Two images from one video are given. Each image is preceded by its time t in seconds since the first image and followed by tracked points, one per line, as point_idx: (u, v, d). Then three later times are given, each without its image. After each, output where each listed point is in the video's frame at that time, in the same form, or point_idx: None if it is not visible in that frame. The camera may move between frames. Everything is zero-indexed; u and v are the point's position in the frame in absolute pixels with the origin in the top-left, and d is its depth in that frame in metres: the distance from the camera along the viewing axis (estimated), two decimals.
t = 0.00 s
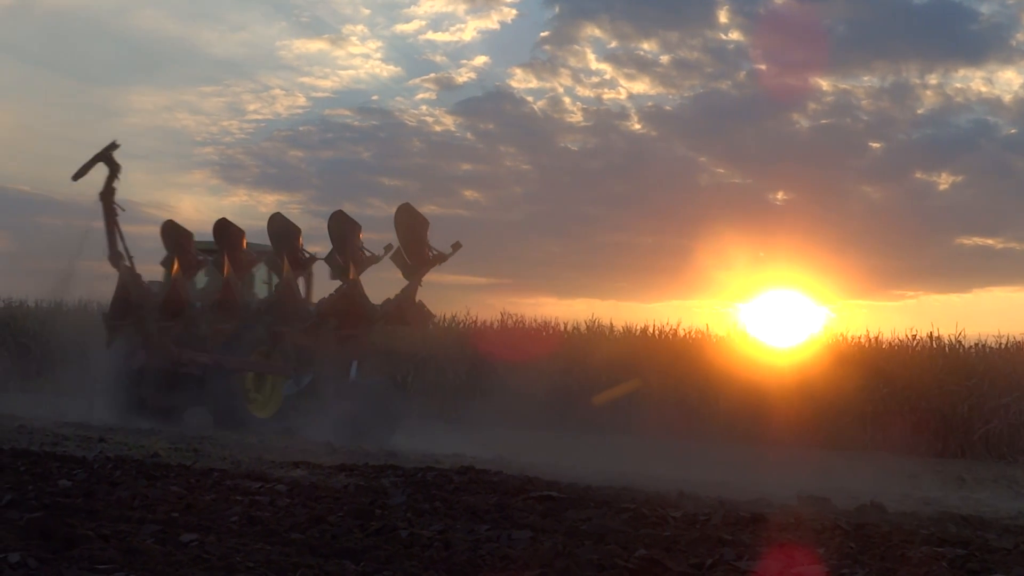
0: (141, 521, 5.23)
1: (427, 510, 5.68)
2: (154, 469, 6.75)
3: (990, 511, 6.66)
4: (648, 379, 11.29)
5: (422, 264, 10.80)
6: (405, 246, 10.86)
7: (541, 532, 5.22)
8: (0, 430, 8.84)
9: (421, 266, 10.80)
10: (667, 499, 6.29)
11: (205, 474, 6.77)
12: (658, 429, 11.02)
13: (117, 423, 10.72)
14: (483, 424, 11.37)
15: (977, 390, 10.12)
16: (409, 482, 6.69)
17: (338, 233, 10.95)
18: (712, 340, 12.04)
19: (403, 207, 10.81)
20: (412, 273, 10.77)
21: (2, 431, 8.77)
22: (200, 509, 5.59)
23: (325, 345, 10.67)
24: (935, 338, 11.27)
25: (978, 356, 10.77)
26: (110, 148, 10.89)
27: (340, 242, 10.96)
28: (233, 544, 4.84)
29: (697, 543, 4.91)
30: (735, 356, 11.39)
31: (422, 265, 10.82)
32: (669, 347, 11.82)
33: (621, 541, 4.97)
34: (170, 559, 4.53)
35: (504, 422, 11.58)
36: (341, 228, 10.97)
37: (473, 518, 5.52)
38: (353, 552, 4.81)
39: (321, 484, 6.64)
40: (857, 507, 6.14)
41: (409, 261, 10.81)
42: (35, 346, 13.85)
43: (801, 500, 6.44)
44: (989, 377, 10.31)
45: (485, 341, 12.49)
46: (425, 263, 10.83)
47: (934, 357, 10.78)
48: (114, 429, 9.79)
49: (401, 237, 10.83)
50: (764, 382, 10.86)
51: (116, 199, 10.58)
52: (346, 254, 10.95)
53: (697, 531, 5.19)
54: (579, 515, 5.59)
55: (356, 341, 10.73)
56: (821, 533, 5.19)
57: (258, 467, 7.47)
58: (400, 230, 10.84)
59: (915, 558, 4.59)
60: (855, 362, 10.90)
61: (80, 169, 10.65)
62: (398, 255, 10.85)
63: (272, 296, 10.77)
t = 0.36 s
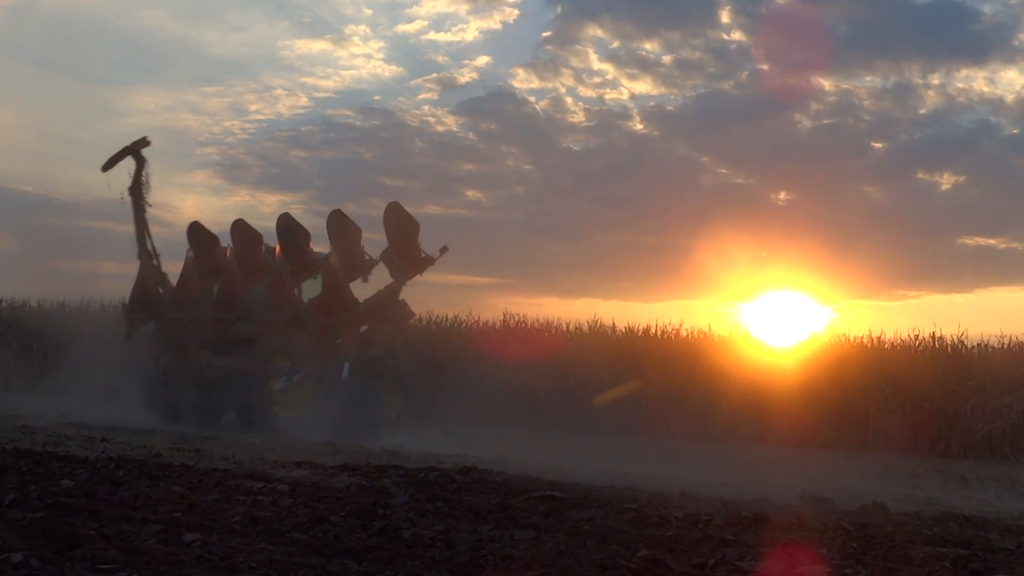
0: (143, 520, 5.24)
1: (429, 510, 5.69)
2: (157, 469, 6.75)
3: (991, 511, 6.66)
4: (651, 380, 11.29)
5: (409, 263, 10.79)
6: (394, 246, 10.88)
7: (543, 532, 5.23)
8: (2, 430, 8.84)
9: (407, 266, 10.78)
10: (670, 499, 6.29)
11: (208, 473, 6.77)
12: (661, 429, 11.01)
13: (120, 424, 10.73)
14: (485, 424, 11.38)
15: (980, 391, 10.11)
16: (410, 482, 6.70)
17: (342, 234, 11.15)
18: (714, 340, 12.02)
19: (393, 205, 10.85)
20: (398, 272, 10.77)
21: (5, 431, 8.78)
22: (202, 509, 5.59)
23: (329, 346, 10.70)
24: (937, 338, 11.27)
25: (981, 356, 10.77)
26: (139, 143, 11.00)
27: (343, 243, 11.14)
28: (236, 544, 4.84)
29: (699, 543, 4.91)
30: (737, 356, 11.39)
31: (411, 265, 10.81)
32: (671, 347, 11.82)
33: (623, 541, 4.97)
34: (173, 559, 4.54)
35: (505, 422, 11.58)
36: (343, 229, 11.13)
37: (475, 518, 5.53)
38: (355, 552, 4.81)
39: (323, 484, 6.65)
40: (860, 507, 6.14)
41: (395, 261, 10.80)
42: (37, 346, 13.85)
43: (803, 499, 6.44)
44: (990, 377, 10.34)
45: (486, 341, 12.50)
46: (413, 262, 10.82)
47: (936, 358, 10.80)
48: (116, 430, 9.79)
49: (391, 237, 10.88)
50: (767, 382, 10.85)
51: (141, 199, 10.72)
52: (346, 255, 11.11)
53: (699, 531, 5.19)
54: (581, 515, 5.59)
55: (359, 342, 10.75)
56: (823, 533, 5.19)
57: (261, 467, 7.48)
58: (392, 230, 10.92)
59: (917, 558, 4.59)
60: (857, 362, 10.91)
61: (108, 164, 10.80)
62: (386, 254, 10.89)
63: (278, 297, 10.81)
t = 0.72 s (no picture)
0: (141, 521, 5.24)
1: (427, 510, 5.69)
2: (155, 469, 6.75)
3: (989, 512, 6.67)
4: (649, 380, 11.28)
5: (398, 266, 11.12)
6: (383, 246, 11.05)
7: (541, 532, 5.23)
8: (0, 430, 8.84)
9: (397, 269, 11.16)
10: (668, 499, 6.30)
11: (207, 473, 6.78)
12: (658, 429, 10.99)
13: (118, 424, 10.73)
14: (482, 425, 11.40)
15: (978, 392, 10.13)
16: (409, 482, 6.70)
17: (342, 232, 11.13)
18: (713, 340, 12.03)
19: (380, 206, 10.83)
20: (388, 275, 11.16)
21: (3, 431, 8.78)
22: (201, 509, 5.59)
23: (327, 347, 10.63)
24: (935, 339, 11.28)
25: (979, 357, 10.79)
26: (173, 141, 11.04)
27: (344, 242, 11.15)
28: (234, 545, 4.84)
29: (697, 543, 4.91)
30: (735, 357, 11.39)
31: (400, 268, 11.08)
32: (670, 348, 11.83)
33: (621, 541, 4.98)
34: (170, 559, 4.53)
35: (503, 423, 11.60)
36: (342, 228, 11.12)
37: (473, 519, 5.53)
38: (353, 552, 4.81)
39: (322, 484, 6.66)
40: (858, 508, 6.14)
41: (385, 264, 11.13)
42: (34, 344, 13.85)
43: (802, 500, 6.45)
44: (989, 378, 10.39)
45: (484, 342, 12.52)
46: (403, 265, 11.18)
47: (934, 358, 10.83)
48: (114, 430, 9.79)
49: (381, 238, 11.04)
50: (766, 382, 10.86)
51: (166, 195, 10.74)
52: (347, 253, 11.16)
53: (697, 531, 5.19)
54: (579, 515, 5.60)
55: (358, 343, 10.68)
56: (821, 533, 5.20)
57: (260, 467, 7.49)
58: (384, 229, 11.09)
59: (915, 559, 4.59)
60: (856, 363, 10.93)
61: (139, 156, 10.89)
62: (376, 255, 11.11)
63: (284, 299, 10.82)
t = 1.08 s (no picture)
0: (138, 521, 5.23)
1: (424, 510, 5.68)
2: (152, 469, 6.74)
3: (985, 511, 6.68)
4: (646, 380, 11.28)
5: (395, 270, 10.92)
6: (381, 250, 10.94)
7: (538, 532, 5.23)
8: None
9: (391, 273, 10.89)
10: (665, 500, 6.30)
11: (203, 474, 6.77)
12: (654, 429, 10.95)
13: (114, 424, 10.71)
14: (478, 425, 11.40)
15: (974, 392, 10.18)
16: (406, 482, 6.70)
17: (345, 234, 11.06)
18: (710, 340, 12.04)
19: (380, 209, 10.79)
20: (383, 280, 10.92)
21: None
22: (198, 509, 5.58)
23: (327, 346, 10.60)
24: (931, 339, 11.31)
25: (975, 357, 10.81)
26: (219, 141, 11.05)
27: (347, 243, 11.02)
28: (230, 545, 4.83)
29: (694, 542, 4.91)
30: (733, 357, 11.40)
31: (395, 270, 10.90)
32: (668, 348, 11.85)
33: (618, 541, 4.98)
34: (167, 559, 4.52)
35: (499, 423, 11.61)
36: (347, 231, 11.05)
37: (470, 519, 5.52)
38: (350, 552, 4.81)
39: (318, 484, 6.65)
40: (855, 508, 6.15)
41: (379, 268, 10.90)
42: (28, 344, 13.82)
43: (799, 499, 6.45)
44: (985, 378, 10.39)
45: (481, 342, 12.52)
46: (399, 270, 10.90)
47: (931, 359, 10.84)
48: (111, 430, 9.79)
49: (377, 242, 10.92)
50: (764, 382, 10.88)
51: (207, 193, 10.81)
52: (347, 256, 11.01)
53: (694, 531, 5.19)
54: (577, 516, 5.59)
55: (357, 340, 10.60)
56: (818, 534, 5.20)
57: (256, 467, 7.49)
58: (381, 234, 10.97)
59: (912, 559, 4.59)
60: (852, 364, 10.95)
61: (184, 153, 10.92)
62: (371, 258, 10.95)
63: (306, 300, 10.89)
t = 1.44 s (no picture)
0: (133, 520, 5.23)
1: (420, 510, 5.68)
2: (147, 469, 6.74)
3: (980, 512, 6.69)
4: (642, 380, 11.30)
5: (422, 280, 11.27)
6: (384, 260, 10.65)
7: (534, 532, 5.23)
8: None
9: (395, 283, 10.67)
10: (662, 500, 6.30)
11: (200, 474, 6.75)
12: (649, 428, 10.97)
13: (109, 423, 10.70)
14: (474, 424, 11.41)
15: (970, 391, 10.20)
16: (401, 482, 6.70)
17: (348, 241, 10.73)
18: (706, 340, 12.03)
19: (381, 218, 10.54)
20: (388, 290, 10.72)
21: None
22: (194, 509, 5.57)
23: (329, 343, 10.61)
24: (926, 338, 11.33)
25: (971, 356, 10.83)
26: (256, 146, 11.04)
27: (351, 247, 10.71)
28: (226, 545, 4.83)
29: (690, 543, 4.92)
30: (729, 356, 11.41)
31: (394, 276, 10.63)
32: (663, 347, 11.86)
33: (614, 541, 4.98)
34: (162, 559, 4.52)
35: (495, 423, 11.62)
36: (349, 237, 10.74)
37: (466, 519, 5.52)
38: (346, 552, 4.80)
39: (314, 484, 6.64)
40: (851, 507, 6.16)
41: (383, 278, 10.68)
42: (23, 344, 13.79)
43: (794, 499, 6.46)
44: (980, 378, 10.41)
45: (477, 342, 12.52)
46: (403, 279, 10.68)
47: (926, 360, 10.86)
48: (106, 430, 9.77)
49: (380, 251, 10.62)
50: (760, 382, 10.88)
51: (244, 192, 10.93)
52: (350, 263, 10.74)
53: (690, 531, 5.19)
54: (573, 516, 5.59)
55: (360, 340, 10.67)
56: (814, 533, 5.21)
57: (252, 467, 7.48)
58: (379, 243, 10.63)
59: (907, 559, 4.59)
60: (848, 363, 10.96)
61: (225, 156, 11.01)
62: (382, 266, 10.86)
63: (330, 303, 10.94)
